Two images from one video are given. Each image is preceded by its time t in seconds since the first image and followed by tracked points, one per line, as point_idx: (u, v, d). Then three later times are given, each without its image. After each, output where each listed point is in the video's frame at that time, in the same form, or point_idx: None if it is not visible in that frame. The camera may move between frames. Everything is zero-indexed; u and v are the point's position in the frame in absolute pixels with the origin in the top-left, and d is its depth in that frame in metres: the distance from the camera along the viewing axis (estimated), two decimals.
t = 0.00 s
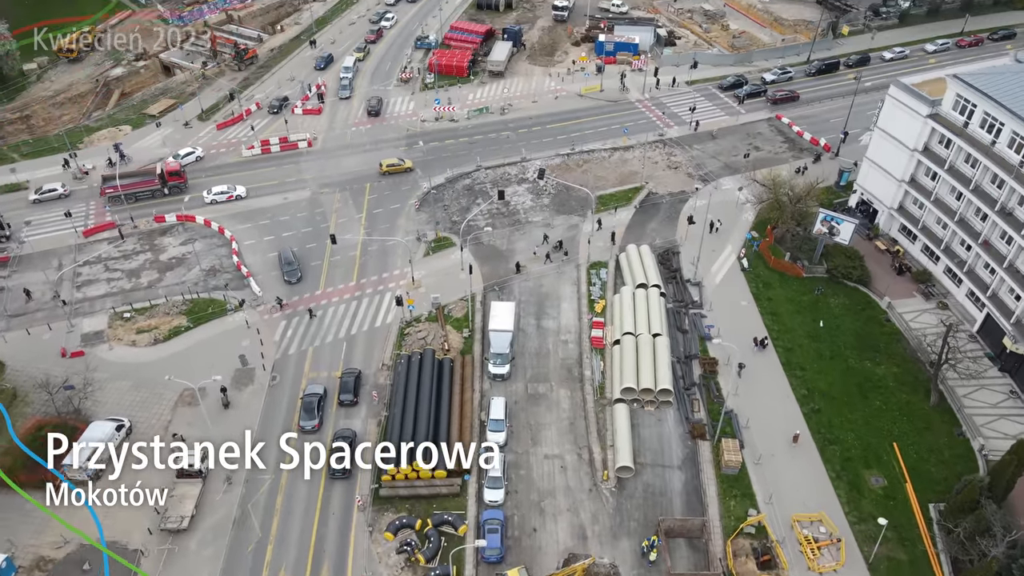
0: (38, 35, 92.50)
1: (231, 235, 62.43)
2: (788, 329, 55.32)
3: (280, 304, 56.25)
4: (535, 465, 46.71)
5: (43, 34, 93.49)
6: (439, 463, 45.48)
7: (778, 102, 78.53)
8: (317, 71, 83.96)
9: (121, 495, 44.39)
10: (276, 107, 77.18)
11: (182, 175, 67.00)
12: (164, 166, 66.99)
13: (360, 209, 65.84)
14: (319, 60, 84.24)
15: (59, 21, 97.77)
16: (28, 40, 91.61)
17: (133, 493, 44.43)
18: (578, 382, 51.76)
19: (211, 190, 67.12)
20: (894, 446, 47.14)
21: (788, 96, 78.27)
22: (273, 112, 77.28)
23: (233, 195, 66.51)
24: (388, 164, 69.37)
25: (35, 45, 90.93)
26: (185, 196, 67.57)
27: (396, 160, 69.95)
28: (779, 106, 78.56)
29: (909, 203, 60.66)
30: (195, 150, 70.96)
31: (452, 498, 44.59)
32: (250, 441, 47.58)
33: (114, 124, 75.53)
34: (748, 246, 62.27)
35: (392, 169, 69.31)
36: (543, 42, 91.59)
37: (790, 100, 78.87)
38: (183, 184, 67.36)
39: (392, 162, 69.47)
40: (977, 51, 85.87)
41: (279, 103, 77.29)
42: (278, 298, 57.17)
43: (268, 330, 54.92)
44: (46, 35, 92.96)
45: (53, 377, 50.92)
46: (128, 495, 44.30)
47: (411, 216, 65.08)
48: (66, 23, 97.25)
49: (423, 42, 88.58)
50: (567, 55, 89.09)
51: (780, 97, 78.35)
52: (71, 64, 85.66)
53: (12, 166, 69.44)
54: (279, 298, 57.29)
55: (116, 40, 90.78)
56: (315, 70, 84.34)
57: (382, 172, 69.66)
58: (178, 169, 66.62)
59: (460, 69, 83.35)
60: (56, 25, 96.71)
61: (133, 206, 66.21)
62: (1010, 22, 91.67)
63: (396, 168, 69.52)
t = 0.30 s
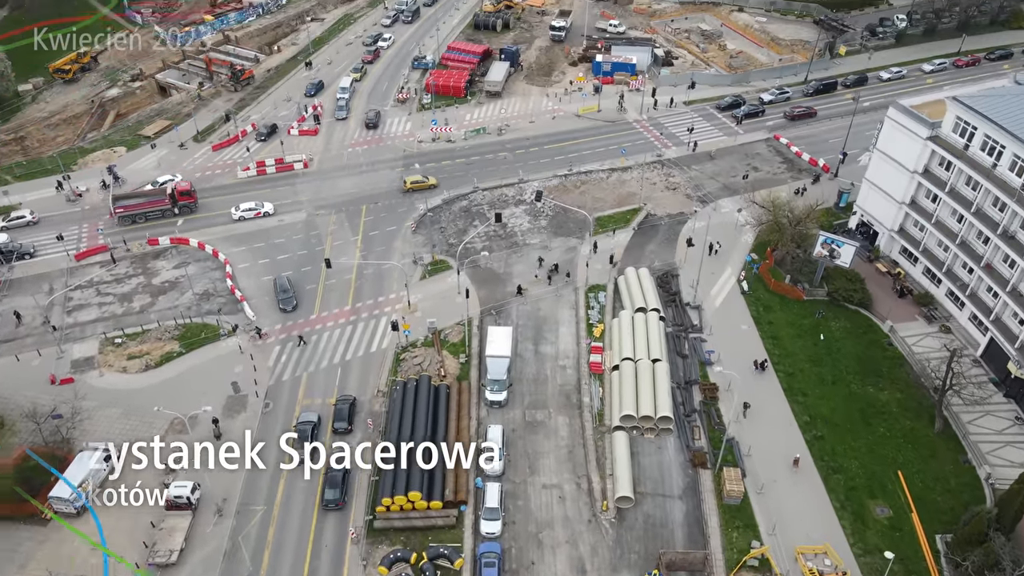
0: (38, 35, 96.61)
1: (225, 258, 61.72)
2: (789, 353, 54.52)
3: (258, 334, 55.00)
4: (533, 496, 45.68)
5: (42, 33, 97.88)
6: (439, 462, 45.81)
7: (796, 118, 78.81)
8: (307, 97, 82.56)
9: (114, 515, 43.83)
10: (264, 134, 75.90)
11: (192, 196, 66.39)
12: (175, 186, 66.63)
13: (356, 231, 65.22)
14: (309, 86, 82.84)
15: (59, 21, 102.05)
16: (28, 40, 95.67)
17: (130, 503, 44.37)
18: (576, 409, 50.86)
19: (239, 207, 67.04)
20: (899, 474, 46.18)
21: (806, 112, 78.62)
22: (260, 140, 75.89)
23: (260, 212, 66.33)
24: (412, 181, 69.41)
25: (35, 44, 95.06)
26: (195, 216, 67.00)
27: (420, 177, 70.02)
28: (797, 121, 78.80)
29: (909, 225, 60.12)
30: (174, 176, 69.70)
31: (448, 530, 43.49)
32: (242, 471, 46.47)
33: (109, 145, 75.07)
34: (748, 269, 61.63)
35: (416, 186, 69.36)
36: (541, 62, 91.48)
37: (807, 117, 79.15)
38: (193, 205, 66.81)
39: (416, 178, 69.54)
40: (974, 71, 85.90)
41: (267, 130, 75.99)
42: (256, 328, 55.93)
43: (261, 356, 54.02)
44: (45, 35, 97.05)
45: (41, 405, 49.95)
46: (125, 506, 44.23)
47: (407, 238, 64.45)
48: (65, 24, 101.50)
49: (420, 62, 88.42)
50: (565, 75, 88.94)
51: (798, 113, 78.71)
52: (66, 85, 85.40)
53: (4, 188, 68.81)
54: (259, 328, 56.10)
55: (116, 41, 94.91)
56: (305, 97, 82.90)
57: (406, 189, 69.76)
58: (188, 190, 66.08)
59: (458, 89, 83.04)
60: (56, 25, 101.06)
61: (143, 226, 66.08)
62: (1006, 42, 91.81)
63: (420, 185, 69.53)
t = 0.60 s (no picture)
0: (38, 35, 99.74)
1: (218, 281, 60.92)
2: (791, 378, 53.66)
3: (235, 363, 53.72)
4: (531, 526, 44.59)
5: (43, 33, 100.79)
6: (438, 462, 46.82)
7: (813, 134, 79.02)
8: (297, 123, 81.16)
9: (101, 549, 42.60)
10: (250, 161, 74.25)
11: (203, 215, 66.26)
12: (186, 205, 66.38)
13: (352, 253, 64.55)
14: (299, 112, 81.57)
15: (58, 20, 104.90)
16: (27, 39, 98.07)
17: (118, 536, 43.27)
18: (575, 436, 49.89)
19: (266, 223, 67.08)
20: (904, 503, 45.23)
21: (823, 127, 78.85)
22: (247, 167, 74.05)
23: (288, 229, 66.52)
24: (437, 199, 69.34)
25: (34, 44, 98.01)
26: (205, 235, 66.73)
27: (444, 194, 70.04)
28: (815, 137, 78.91)
29: (910, 247, 59.52)
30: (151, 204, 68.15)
31: (444, 563, 42.34)
32: (233, 501, 45.35)
33: (103, 166, 74.51)
34: (747, 291, 60.95)
35: (440, 203, 69.33)
36: (538, 82, 91.31)
37: (824, 132, 79.30)
38: (203, 224, 66.55)
39: (440, 196, 69.56)
40: (972, 90, 85.90)
41: (254, 156, 74.41)
42: (233, 356, 54.70)
43: (254, 382, 53.06)
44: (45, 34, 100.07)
45: (29, 434, 48.94)
46: (113, 539, 43.09)
47: (403, 260, 63.76)
48: (64, 23, 104.43)
49: (417, 82, 88.23)
50: (562, 95, 88.73)
51: (815, 129, 78.86)
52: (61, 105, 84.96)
53: None
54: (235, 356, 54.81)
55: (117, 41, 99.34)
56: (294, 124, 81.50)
57: (429, 207, 69.71)
58: (199, 209, 65.92)
59: (454, 109, 82.77)
60: (55, 25, 103.92)
61: (154, 245, 65.75)
62: (1002, 61, 91.98)
63: (444, 202, 69.54)
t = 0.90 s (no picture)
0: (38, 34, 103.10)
1: (211, 305, 60.06)
2: (792, 403, 52.75)
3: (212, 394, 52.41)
4: (528, 558, 43.39)
5: (42, 33, 103.99)
6: (435, 463, 47.65)
7: (832, 149, 79.05)
8: (286, 149, 79.65)
9: None
10: (235, 190, 72.69)
11: (214, 234, 65.81)
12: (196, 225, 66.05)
13: (347, 275, 63.80)
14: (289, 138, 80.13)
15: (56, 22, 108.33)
16: (27, 40, 101.11)
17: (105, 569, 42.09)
18: (573, 464, 48.87)
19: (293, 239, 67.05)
20: (910, 533, 44.19)
21: (842, 143, 78.84)
22: (230, 196, 72.57)
23: (315, 245, 66.52)
24: (462, 215, 69.15)
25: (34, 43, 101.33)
26: (215, 254, 66.31)
27: (469, 210, 69.91)
28: (834, 153, 78.96)
29: (912, 268, 58.88)
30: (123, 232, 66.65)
31: None
32: (223, 532, 44.18)
33: (97, 187, 73.84)
34: (747, 314, 60.20)
35: (464, 220, 69.16)
36: (535, 101, 91.08)
37: (842, 148, 79.35)
38: (214, 243, 66.12)
39: (465, 212, 69.41)
40: (970, 109, 85.85)
41: (239, 185, 72.82)
42: (210, 387, 53.21)
43: (247, 408, 52.04)
44: (45, 34, 103.11)
45: (15, 464, 47.83)
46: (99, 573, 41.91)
47: (399, 283, 63.02)
48: (63, 24, 108.00)
49: (414, 101, 87.97)
50: (559, 114, 88.46)
51: (833, 145, 78.95)
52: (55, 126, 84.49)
53: None
54: (213, 387, 53.35)
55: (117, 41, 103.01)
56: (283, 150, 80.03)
57: (454, 222, 69.55)
58: (210, 228, 65.52)
59: (451, 129, 82.41)
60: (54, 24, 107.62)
61: (164, 264, 65.11)
62: (999, 80, 92.03)
63: (469, 219, 69.38)
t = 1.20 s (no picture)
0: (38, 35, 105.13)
1: (205, 327, 59.19)
2: (795, 429, 51.76)
3: (188, 426, 51.05)
4: None
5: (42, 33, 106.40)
6: (433, 486, 46.93)
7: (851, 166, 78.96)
8: (274, 176, 78.23)
9: None
10: (219, 218, 70.90)
11: (226, 253, 65.66)
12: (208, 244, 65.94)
13: (343, 297, 63.05)
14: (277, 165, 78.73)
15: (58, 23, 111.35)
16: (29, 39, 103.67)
17: None
18: (573, 492, 47.76)
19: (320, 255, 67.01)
20: (918, 565, 43.09)
21: (860, 159, 78.70)
22: (215, 223, 70.90)
23: (341, 261, 66.22)
24: (487, 231, 69.52)
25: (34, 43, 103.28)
26: (227, 273, 65.86)
27: (494, 226, 70.25)
28: (853, 169, 78.79)
29: (915, 291, 58.16)
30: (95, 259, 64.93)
31: None
32: (213, 563, 42.93)
33: (92, 208, 73.19)
34: (749, 337, 59.36)
35: (490, 236, 69.50)
36: (534, 120, 90.72)
37: (861, 164, 79.21)
38: (225, 262, 65.83)
39: (491, 228, 69.78)
40: (969, 128, 85.64)
41: (224, 212, 71.16)
42: (186, 420, 51.76)
43: (239, 435, 50.94)
44: (45, 34, 105.43)
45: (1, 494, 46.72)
46: None
47: (395, 305, 62.26)
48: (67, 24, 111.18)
49: (411, 120, 87.67)
50: (558, 133, 88.13)
51: (853, 160, 78.84)
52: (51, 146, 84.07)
53: None
54: (188, 420, 51.86)
55: (116, 41, 105.82)
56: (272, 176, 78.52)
57: (479, 238, 69.88)
58: (222, 247, 65.45)
59: (449, 148, 81.96)
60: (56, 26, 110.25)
61: (175, 282, 64.65)
62: (998, 99, 91.89)
63: (494, 235, 69.69)
